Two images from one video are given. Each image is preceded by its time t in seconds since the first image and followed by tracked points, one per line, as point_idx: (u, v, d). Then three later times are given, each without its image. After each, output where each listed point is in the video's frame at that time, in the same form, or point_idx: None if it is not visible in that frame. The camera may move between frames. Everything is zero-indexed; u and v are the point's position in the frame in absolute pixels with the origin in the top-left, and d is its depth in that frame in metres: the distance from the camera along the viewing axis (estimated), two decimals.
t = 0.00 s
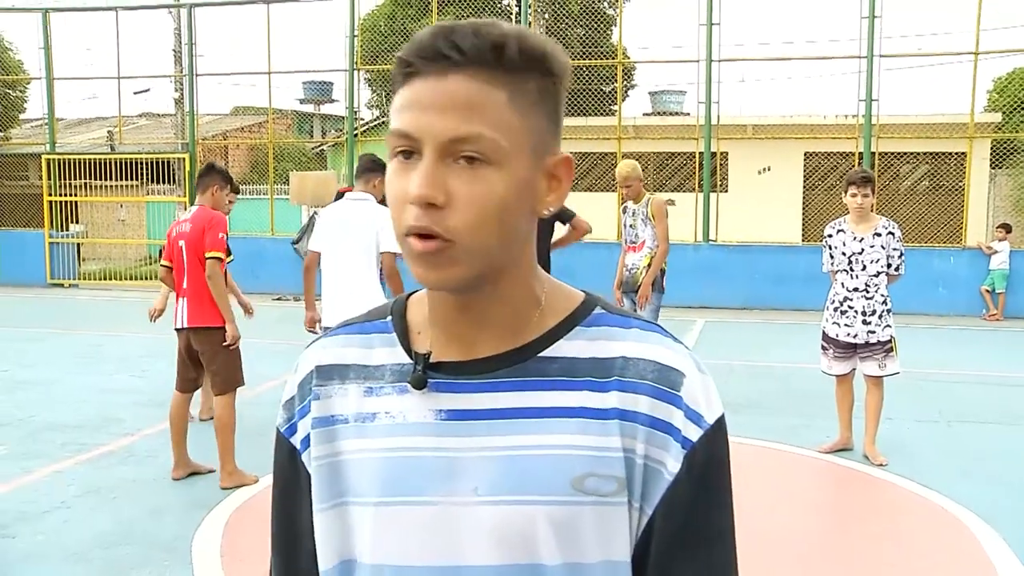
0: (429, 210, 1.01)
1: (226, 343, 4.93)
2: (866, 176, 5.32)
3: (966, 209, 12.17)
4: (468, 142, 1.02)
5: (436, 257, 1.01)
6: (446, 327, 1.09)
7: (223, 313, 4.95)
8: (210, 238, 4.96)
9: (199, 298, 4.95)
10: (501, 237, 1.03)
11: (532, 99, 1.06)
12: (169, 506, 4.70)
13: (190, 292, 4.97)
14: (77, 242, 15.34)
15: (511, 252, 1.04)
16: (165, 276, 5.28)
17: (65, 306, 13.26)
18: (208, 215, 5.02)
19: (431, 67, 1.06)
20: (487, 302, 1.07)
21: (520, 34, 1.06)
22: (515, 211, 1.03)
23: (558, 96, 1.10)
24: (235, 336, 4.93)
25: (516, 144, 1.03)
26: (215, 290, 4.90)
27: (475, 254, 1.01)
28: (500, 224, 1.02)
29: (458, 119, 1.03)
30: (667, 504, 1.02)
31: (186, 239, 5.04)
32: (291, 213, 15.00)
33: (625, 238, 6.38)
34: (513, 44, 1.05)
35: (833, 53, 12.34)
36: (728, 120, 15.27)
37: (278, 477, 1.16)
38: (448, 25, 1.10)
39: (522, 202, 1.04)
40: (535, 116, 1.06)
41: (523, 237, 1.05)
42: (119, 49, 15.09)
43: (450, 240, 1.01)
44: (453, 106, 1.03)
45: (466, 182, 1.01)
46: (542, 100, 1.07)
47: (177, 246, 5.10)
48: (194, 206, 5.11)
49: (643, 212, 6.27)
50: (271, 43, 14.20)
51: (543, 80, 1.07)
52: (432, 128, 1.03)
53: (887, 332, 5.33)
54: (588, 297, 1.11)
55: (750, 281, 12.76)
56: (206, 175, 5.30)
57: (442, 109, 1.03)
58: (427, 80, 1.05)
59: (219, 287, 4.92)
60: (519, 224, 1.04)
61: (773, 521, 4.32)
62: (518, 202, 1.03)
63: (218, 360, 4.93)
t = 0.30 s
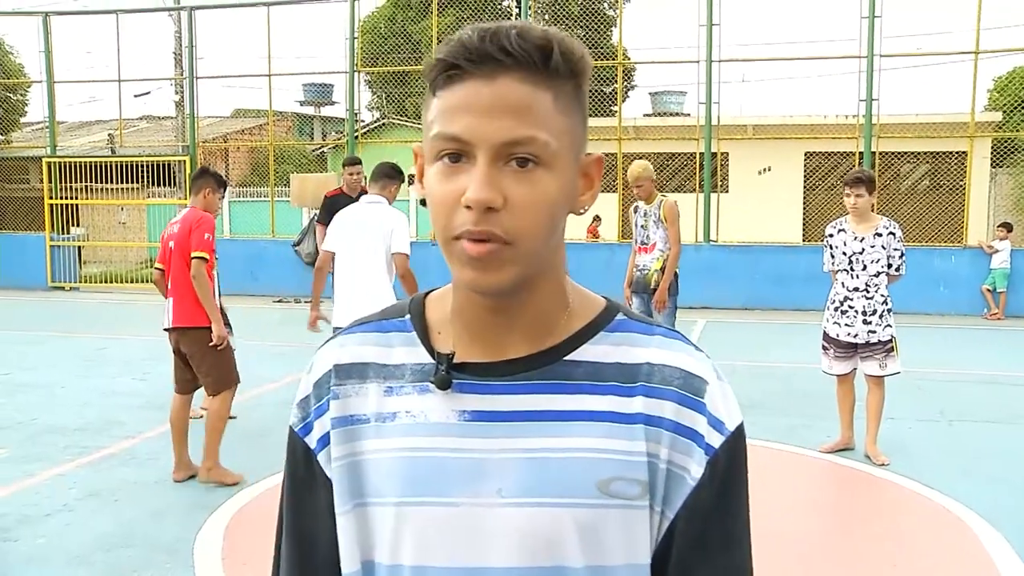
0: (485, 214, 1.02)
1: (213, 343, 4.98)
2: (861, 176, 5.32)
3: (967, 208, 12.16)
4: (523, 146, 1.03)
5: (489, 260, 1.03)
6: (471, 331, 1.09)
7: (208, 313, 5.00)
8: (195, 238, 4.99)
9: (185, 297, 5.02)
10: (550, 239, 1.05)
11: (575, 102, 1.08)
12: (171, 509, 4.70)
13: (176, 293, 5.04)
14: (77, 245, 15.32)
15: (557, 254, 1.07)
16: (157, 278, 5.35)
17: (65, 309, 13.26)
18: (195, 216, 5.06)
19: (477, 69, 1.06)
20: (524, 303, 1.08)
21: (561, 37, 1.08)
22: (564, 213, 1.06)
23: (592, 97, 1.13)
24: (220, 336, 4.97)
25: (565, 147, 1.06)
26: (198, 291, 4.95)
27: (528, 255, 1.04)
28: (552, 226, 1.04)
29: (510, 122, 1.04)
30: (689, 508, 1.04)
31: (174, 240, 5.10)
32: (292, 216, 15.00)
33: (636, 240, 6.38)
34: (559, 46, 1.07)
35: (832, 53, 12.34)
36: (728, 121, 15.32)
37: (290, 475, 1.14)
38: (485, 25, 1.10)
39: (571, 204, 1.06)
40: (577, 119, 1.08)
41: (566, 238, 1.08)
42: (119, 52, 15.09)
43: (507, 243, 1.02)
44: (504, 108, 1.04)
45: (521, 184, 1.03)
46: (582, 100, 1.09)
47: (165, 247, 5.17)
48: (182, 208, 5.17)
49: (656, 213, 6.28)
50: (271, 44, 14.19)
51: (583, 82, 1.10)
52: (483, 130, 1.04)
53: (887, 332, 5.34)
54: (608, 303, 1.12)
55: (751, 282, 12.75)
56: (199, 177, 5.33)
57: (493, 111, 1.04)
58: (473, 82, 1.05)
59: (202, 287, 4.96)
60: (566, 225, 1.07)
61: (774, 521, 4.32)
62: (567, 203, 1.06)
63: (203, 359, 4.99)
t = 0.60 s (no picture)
0: (456, 211, 1.02)
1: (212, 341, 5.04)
2: (851, 171, 5.33)
3: (958, 204, 12.19)
4: (487, 139, 1.03)
5: (467, 258, 1.03)
6: (488, 328, 1.09)
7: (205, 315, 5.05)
8: (199, 240, 5.12)
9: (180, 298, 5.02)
10: (534, 227, 1.02)
11: (551, 86, 1.06)
12: (163, 507, 4.69)
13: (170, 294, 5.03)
14: (68, 243, 15.24)
15: (547, 242, 1.04)
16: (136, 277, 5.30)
17: (56, 308, 13.20)
18: (199, 221, 5.17)
19: (443, 75, 1.08)
20: (530, 299, 1.07)
21: (525, 26, 1.07)
22: (546, 198, 1.03)
23: (580, 78, 1.09)
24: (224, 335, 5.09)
25: (536, 132, 1.03)
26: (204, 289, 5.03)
27: (508, 247, 1.02)
28: (531, 214, 1.02)
29: (475, 118, 1.04)
30: (706, 515, 1.04)
31: (172, 241, 5.14)
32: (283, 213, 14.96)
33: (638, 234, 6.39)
34: (521, 36, 1.06)
35: (825, 50, 12.32)
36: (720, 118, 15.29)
37: (307, 459, 1.15)
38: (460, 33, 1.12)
39: (553, 187, 1.03)
40: (555, 101, 1.05)
41: (560, 224, 1.04)
42: (108, 49, 14.99)
43: (482, 237, 1.01)
44: (467, 109, 1.05)
45: (488, 178, 1.02)
46: (561, 84, 1.06)
47: (158, 248, 5.18)
48: (181, 211, 5.23)
49: (659, 210, 6.26)
50: (262, 41, 14.12)
51: (561, 66, 1.07)
52: (453, 130, 1.05)
53: (877, 328, 5.35)
54: (634, 306, 1.12)
55: (743, 279, 12.78)
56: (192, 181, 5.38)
57: (456, 113, 1.05)
58: (444, 87, 1.08)
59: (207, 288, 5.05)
60: (553, 211, 1.03)
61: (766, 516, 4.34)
62: (549, 189, 1.03)
63: (193, 359, 4.98)
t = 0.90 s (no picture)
0: (423, 213, 1.04)
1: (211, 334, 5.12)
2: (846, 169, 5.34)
3: (953, 202, 12.23)
4: (451, 143, 1.03)
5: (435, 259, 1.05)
6: (481, 325, 1.10)
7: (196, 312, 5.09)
8: (186, 238, 5.09)
9: (173, 298, 5.02)
10: (497, 231, 1.02)
11: (525, 89, 1.04)
12: (159, 507, 4.68)
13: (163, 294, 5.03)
14: (63, 243, 15.21)
15: (514, 247, 1.03)
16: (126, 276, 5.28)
17: (51, 308, 13.17)
18: (184, 218, 5.14)
19: (430, 77, 1.09)
20: (511, 300, 1.08)
21: (506, 29, 1.06)
22: (508, 205, 1.02)
23: (562, 81, 1.06)
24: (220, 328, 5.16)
25: (501, 136, 1.02)
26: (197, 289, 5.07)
27: (472, 249, 1.02)
28: (491, 218, 1.02)
29: (446, 121, 1.05)
30: (712, 515, 1.04)
31: (159, 240, 5.11)
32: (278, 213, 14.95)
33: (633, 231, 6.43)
34: (495, 39, 1.05)
35: (820, 49, 12.35)
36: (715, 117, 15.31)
37: (323, 459, 1.15)
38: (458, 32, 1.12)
39: (516, 193, 1.02)
40: (528, 106, 1.03)
41: (527, 229, 1.03)
42: (103, 48, 14.96)
43: (445, 239, 1.03)
44: (442, 112, 1.06)
45: (452, 181, 1.03)
46: (540, 88, 1.04)
47: (147, 248, 5.15)
48: (165, 208, 5.19)
49: (652, 208, 6.27)
50: (256, 41, 14.12)
51: (541, 69, 1.05)
52: (428, 131, 1.06)
53: (871, 326, 5.35)
54: (643, 303, 1.11)
55: (738, 277, 12.80)
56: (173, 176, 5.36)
57: (433, 114, 1.06)
58: (429, 89, 1.09)
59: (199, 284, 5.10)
60: (519, 216, 1.02)
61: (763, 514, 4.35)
62: (514, 194, 1.02)
63: (185, 356, 4.97)
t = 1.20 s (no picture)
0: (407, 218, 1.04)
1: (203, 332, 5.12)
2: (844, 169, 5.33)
3: (952, 202, 12.22)
4: (431, 147, 1.04)
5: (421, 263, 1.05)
6: (472, 329, 1.10)
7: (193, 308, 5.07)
8: (175, 237, 5.10)
9: (163, 297, 5.04)
10: (478, 233, 1.02)
11: (501, 90, 1.04)
12: (158, 509, 4.68)
13: (155, 292, 5.05)
14: (62, 245, 15.19)
15: (496, 248, 1.03)
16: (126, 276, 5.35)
17: (50, 310, 13.16)
18: (174, 218, 5.18)
19: (410, 81, 1.10)
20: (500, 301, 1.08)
21: (480, 33, 1.06)
22: (488, 206, 1.02)
23: (539, 81, 1.05)
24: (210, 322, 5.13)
25: (478, 138, 1.02)
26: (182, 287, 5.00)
27: (454, 251, 1.03)
28: (472, 220, 1.02)
29: (424, 125, 1.05)
30: (709, 512, 1.03)
31: (152, 241, 5.16)
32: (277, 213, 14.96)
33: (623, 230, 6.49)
34: (469, 42, 1.05)
35: (819, 49, 12.35)
36: (714, 117, 15.33)
37: (326, 464, 1.16)
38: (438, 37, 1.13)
39: (495, 193, 1.02)
40: (506, 108, 1.03)
41: (508, 229, 1.03)
42: (101, 50, 14.95)
43: (428, 242, 1.03)
44: (421, 115, 1.06)
45: (434, 184, 1.03)
46: (516, 88, 1.04)
47: (141, 248, 5.20)
48: (157, 209, 5.24)
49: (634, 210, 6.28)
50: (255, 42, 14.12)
51: (517, 70, 1.05)
52: (408, 135, 1.07)
53: (868, 327, 5.35)
54: (635, 299, 1.10)
55: (738, 277, 12.79)
56: (166, 175, 5.39)
57: (413, 119, 1.07)
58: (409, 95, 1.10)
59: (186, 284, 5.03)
60: (500, 217, 1.02)
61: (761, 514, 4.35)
62: (494, 196, 1.02)
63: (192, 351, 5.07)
